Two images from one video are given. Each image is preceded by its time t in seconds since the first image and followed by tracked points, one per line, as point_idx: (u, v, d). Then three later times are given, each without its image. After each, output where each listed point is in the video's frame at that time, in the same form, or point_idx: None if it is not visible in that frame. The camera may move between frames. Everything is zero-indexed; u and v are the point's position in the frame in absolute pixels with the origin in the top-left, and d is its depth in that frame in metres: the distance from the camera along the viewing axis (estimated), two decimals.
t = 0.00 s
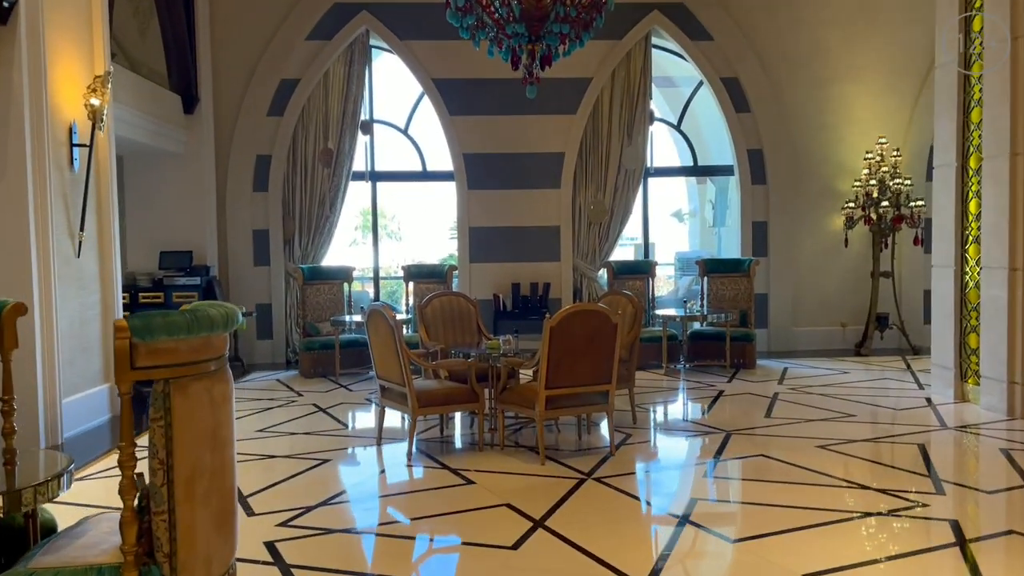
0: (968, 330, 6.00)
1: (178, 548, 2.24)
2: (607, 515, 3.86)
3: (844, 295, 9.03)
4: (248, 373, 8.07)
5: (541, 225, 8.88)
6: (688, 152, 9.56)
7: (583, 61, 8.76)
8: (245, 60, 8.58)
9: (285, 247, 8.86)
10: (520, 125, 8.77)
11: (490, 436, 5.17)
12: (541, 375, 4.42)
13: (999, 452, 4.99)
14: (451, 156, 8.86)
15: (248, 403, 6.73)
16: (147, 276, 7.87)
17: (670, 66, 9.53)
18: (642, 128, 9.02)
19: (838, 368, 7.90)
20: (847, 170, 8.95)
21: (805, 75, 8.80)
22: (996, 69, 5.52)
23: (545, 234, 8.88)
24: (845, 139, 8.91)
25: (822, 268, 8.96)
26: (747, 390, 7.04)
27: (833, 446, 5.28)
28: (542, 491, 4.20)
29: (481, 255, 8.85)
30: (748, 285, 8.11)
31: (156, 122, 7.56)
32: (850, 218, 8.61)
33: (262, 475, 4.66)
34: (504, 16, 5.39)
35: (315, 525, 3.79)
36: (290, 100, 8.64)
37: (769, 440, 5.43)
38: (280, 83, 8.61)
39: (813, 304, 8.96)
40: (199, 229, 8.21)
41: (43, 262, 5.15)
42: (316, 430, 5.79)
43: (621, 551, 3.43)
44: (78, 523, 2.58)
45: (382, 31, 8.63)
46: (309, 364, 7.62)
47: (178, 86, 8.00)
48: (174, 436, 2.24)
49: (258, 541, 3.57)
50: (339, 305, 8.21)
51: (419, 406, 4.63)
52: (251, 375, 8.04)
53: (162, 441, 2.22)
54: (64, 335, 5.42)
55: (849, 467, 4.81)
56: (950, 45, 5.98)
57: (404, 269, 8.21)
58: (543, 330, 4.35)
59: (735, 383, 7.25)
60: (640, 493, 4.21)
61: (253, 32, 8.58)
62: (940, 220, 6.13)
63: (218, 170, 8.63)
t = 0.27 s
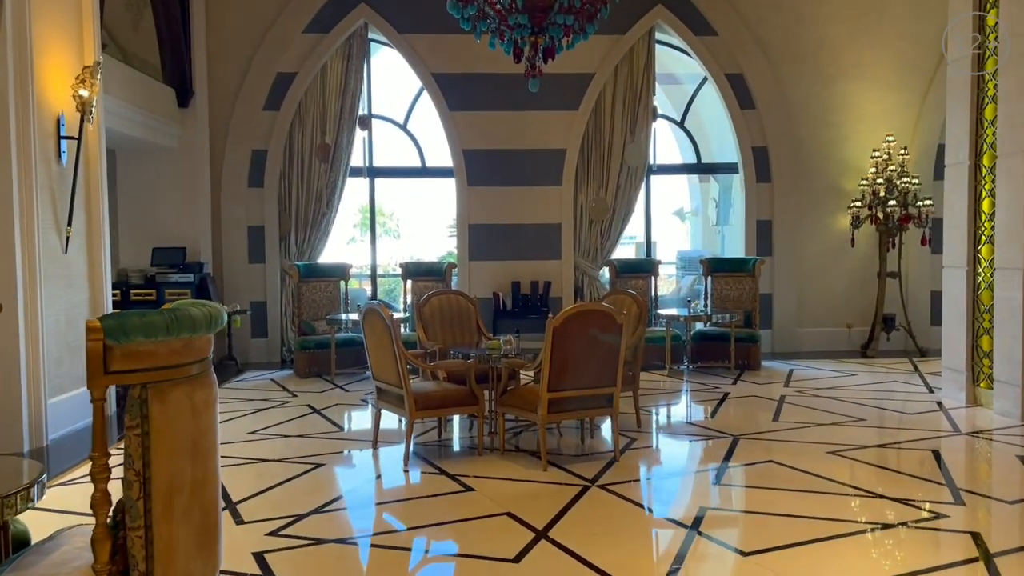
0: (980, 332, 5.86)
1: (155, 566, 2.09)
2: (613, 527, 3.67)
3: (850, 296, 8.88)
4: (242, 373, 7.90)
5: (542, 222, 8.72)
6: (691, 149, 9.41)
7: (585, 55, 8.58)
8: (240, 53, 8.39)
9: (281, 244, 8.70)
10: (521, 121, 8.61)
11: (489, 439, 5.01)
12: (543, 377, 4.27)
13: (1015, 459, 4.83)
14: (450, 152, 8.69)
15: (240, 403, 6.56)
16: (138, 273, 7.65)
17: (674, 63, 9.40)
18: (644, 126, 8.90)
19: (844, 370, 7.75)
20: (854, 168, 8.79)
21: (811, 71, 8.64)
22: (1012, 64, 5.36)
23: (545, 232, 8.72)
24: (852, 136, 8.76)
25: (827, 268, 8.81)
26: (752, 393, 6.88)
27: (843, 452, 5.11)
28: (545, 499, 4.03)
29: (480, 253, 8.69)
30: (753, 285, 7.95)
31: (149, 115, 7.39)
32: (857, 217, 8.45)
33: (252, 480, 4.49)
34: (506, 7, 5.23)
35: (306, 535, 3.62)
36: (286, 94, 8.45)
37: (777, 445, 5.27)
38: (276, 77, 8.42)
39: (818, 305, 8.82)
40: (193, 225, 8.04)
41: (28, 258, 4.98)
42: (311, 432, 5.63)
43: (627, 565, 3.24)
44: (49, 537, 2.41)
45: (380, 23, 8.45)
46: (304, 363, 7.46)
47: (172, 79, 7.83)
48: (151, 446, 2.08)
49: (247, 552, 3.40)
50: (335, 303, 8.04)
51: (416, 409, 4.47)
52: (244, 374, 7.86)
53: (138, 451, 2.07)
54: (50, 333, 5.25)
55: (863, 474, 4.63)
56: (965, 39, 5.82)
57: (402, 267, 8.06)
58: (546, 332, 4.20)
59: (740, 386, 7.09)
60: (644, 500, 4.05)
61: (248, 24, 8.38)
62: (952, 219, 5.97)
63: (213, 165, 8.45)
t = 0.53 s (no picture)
0: (992, 340, 5.71)
1: None
2: (619, 547, 3.49)
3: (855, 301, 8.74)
4: (236, 378, 7.73)
5: (542, 226, 8.56)
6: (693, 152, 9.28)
7: (586, 56, 8.43)
8: (234, 52, 8.20)
9: (276, 246, 8.54)
10: (521, 123, 8.45)
11: (488, 451, 4.84)
12: (545, 387, 4.11)
13: None
14: (448, 154, 8.54)
15: (232, 411, 6.38)
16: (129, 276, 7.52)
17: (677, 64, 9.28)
18: (646, 128, 8.80)
19: (850, 378, 7.59)
20: (859, 171, 8.65)
21: (816, 73, 8.51)
22: None
23: (545, 236, 8.56)
24: (857, 140, 8.62)
25: (832, 273, 8.67)
26: (757, 401, 6.72)
27: (855, 464, 4.95)
28: (546, 515, 3.85)
29: (479, 257, 8.53)
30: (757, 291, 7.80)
31: (141, 115, 7.23)
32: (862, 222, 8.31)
33: (242, 493, 4.31)
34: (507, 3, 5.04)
35: (297, 553, 3.44)
36: (281, 95, 8.27)
37: (786, 457, 5.11)
38: (271, 77, 8.24)
39: (822, 310, 8.68)
40: (185, 228, 7.87)
41: (11, 261, 4.80)
42: (304, 442, 5.46)
43: None
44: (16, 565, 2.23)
45: (377, 22, 8.29)
46: (299, 369, 7.28)
47: (165, 78, 7.66)
48: (124, 470, 1.93)
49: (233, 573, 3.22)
50: (330, 308, 7.87)
51: (412, 419, 4.30)
52: (237, 380, 7.68)
53: (110, 475, 1.91)
54: (34, 339, 5.07)
55: (877, 489, 4.45)
56: (977, 40, 5.67)
57: (399, 271, 7.90)
58: (548, 340, 4.05)
59: (745, 393, 6.94)
60: (649, 517, 3.89)
61: (242, 22, 8.19)
62: (963, 224, 5.83)
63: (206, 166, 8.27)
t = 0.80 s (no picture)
0: (1004, 348, 5.57)
1: None
2: (624, 566, 3.30)
3: (860, 307, 8.60)
4: (228, 384, 7.56)
5: (542, 230, 8.41)
6: (695, 155, 9.14)
7: (587, 57, 8.29)
8: (229, 51, 8.05)
9: (270, 250, 8.37)
10: (521, 124, 8.31)
11: (486, 462, 4.68)
12: (546, 396, 3.95)
13: None
14: (447, 156, 8.39)
15: (223, 418, 6.21)
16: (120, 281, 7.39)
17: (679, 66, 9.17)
18: (648, 130, 8.64)
19: (855, 385, 7.44)
20: (864, 175, 8.52)
21: (820, 75, 8.38)
22: None
23: (545, 239, 8.42)
24: (862, 143, 8.49)
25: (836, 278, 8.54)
26: (762, 409, 6.56)
27: (865, 476, 4.78)
28: (548, 530, 3.68)
29: (478, 261, 8.38)
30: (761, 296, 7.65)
31: (132, 115, 7.08)
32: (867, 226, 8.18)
33: (230, 506, 4.14)
34: None
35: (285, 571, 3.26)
36: (276, 95, 8.12)
37: (794, 468, 4.95)
38: (266, 77, 8.09)
39: (826, 316, 8.54)
40: (177, 230, 7.71)
41: None
42: (296, 451, 5.29)
43: None
44: None
45: (374, 23, 8.16)
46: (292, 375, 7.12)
47: (157, 78, 7.52)
48: (91, 491, 1.77)
49: None
50: (325, 313, 7.70)
51: (407, 430, 4.14)
52: (230, 386, 7.51)
53: (76, 497, 1.76)
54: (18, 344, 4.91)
55: (890, 502, 4.28)
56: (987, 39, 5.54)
57: (397, 275, 7.75)
58: (549, 348, 3.90)
59: (749, 402, 6.78)
60: (655, 532, 3.72)
61: (236, 21, 8.05)
62: (974, 229, 5.69)
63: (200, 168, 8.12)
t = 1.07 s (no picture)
0: (1015, 358, 5.43)
1: None
2: None
3: (864, 314, 8.47)
4: (220, 391, 7.40)
5: (540, 234, 8.26)
6: (696, 159, 9.02)
7: (587, 59, 8.15)
8: (222, 51, 7.89)
9: (264, 254, 8.22)
10: (519, 127, 8.16)
11: (483, 474, 4.52)
12: (546, 408, 3.80)
13: None
14: (444, 159, 8.24)
15: (213, 427, 6.04)
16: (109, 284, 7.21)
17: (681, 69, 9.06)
18: (648, 133, 8.50)
19: (860, 394, 7.30)
20: (868, 179, 8.39)
21: (823, 79, 8.27)
22: None
23: (544, 244, 8.26)
24: (866, 148, 8.37)
25: (839, 284, 8.41)
26: (766, 419, 6.41)
27: (875, 490, 4.62)
28: (547, 548, 3.51)
29: (475, 266, 8.23)
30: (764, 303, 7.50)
31: (122, 116, 6.92)
32: (871, 232, 8.05)
33: (216, 521, 3.96)
34: None
35: None
36: (270, 96, 7.96)
37: (801, 481, 4.79)
38: (260, 78, 7.92)
39: (830, 323, 8.41)
40: (169, 234, 7.55)
41: None
42: (287, 462, 5.12)
43: None
44: None
45: (370, 23, 8.02)
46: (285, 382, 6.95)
47: (148, 78, 7.36)
48: (51, 520, 1.62)
49: None
50: (319, 319, 7.54)
51: (401, 442, 3.97)
52: (222, 393, 7.34)
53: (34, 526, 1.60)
54: None
55: (903, 518, 4.12)
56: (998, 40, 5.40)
57: (393, 280, 7.61)
58: (549, 357, 3.74)
59: (752, 410, 6.63)
60: (656, 540, 3.67)
61: (230, 21, 7.90)
62: (985, 235, 5.56)
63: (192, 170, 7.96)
